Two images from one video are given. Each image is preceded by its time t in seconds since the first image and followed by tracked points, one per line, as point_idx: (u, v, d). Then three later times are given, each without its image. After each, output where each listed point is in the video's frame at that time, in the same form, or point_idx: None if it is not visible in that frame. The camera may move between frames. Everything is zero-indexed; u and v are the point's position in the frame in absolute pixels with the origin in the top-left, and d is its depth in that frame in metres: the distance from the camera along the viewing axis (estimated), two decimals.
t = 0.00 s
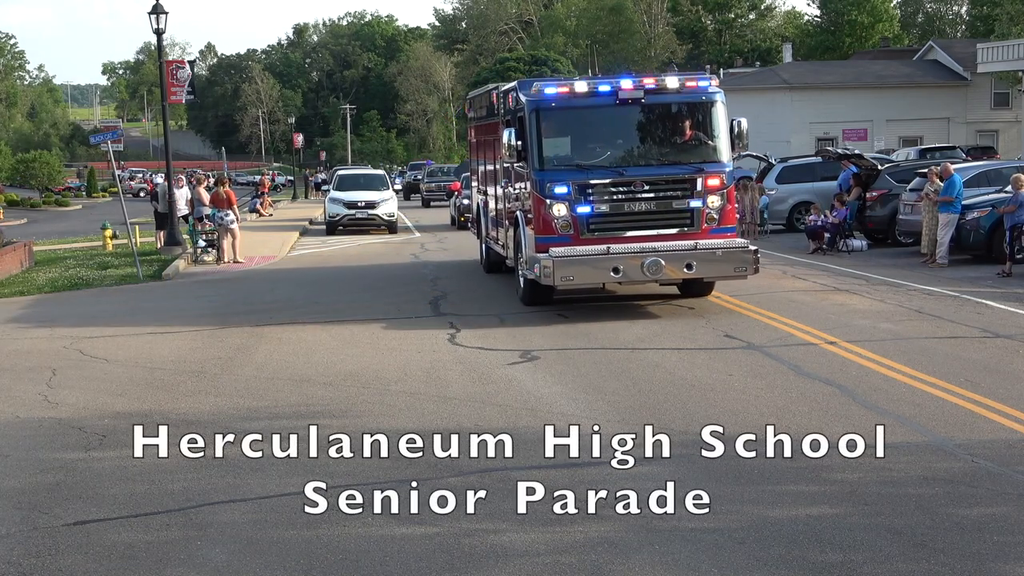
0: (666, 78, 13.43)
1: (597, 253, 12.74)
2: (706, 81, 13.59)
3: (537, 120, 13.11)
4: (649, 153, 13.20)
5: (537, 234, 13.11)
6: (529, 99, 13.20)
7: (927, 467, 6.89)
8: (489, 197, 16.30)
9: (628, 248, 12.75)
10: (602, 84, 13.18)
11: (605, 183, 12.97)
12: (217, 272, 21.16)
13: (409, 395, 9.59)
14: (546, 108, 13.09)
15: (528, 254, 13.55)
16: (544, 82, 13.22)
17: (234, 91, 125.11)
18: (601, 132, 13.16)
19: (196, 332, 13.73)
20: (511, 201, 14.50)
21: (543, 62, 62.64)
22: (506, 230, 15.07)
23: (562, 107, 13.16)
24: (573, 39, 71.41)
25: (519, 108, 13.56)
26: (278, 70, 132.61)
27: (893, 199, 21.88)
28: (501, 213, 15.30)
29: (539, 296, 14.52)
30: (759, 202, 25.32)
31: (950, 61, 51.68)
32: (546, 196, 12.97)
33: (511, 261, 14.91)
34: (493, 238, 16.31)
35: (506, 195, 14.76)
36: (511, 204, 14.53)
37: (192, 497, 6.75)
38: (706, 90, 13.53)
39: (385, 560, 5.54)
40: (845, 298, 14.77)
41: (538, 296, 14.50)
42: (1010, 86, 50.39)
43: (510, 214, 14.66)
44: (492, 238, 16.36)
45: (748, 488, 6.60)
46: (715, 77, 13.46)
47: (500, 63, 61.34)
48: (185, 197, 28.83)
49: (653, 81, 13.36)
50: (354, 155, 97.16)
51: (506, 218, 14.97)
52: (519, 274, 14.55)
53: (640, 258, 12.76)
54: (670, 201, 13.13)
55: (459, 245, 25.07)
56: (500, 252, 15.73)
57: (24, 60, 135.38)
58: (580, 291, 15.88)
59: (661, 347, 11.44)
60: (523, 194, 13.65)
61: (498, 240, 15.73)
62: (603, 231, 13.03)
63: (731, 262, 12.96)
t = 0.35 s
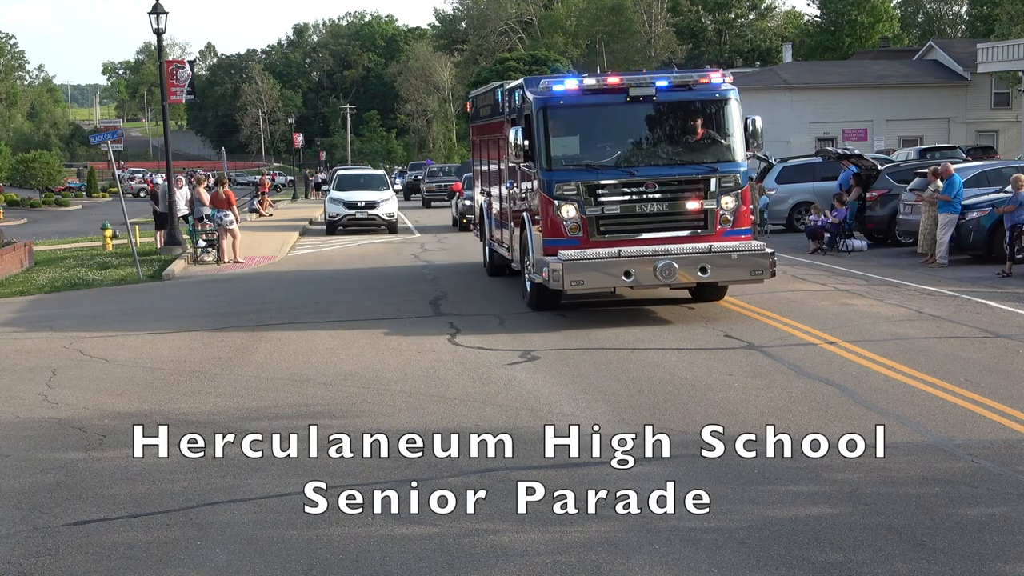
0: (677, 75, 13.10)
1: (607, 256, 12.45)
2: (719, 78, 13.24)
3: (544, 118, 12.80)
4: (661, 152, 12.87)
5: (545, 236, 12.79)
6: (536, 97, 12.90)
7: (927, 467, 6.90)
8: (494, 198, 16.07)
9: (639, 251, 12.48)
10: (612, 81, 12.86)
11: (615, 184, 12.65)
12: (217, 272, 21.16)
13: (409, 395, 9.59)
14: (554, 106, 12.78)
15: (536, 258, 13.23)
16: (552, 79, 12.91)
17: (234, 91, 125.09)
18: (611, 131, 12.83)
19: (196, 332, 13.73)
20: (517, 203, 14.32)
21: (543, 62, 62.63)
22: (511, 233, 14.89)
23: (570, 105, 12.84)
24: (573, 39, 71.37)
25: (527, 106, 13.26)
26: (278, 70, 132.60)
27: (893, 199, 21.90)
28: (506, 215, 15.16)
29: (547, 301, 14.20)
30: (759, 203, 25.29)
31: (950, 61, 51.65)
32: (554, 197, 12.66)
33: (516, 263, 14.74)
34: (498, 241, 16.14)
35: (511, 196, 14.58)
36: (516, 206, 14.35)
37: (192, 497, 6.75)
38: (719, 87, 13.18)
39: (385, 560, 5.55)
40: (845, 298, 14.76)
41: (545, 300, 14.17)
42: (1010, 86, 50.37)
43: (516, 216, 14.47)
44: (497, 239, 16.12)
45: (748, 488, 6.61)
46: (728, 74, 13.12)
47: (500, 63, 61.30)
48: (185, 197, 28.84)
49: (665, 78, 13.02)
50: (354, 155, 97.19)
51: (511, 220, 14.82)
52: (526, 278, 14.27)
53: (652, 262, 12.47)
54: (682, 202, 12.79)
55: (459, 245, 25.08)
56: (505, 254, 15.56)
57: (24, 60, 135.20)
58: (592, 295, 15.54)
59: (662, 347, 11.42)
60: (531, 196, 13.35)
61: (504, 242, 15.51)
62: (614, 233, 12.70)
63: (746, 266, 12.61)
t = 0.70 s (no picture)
0: (693, 72, 12.62)
1: (621, 259, 11.93)
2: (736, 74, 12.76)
3: (553, 116, 12.33)
4: (676, 152, 12.40)
5: (556, 239, 12.32)
6: (545, 93, 12.40)
7: (927, 467, 6.89)
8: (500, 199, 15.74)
9: (654, 255, 11.98)
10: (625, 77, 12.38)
11: (628, 184, 12.17)
12: (217, 272, 21.16)
13: (410, 395, 9.58)
14: (564, 103, 12.30)
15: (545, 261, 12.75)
16: (562, 75, 12.42)
17: (234, 91, 125.11)
18: (624, 130, 12.36)
19: (195, 332, 13.72)
20: (523, 203, 14.00)
21: (542, 62, 62.66)
22: (517, 234, 14.60)
23: (581, 103, 12.37)
24: (573, 39, 71.37)
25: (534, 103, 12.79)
26: (278, 70, 132.63)
27: (893, 199, 21.90)
28: (512, 216, 14.90)
29: (555, 306, 13.69)
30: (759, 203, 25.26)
31: (950, 61, 51.65)
32: (565, 198, 12.19)
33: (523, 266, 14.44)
34: (503, 244, 15.85)
35: (517, 197, 14.28)
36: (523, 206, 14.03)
37: (192, 497, 6.75)
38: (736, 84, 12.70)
39: (385, 560, 5.54)
40: (845, 298, 14.74)
41: (553, 306, 13.67)
42: (1010, 86, 50.33)
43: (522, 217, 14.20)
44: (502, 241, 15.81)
45: (748, 488, 6.60)
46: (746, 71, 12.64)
47: (500, 62, 61.34)
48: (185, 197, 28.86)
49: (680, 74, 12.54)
50: (355, 155, 97.28)
51: (517, 221, 14.56)
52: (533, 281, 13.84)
53: (666, 265, 11.95)
54: (698, 203, 12.33)
55: (458, 245, 25.09)
56: (511, 257, 15.31)
57: (24, 60, 135.26)
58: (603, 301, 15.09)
59: (663, 348, 11.41)
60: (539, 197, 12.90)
61: (510, 244, 15.20)
62: (626, 235, 12.23)
63: (765, 270, 12.12)
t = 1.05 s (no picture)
0: (706, 69, 12.27)
1: (635, 262, 11.44)
2: (749, 72, 12.40)
3: (562, 115, 11.92)
4: (690, 152, 12.01)
5: (565, 243, 11.92)
6: (554, 91, 12.00)
7: (927, 467, 6.89)
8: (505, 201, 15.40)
9: (669, 258, 11.48)
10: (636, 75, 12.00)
11: (641, 185, 11.77)
12: (218, 273, 21.17)
13: (410, 395, 9.59)
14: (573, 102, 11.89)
15: (553, 266, 12.35)
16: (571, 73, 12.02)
17: (234, 91, 125.14)
18: (636, 129, 11.97)
19: (196, 332, 13.73)
20: (529, 204, 13.68)
21: (542, 62, 62.67)
22: (523, 236, 14.29)
23: (592, 101, 11.98)
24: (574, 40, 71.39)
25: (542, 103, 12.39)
26: (278, 70, 132.67)
27: (893, 199, 21.91)
28: (517, 217, 14.61)
29: (565, 313, 13.26)
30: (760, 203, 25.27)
31: (950, 61, 51.62)
32: (575, 199, 11.78)
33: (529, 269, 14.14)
34: (508, 246, 15.55)
35: (523, 198, 13.97)
36: (529, 207, 13.72)
37: (192, 497, 6.75)
38: (750, 83, 12.33)
39: (385, 560, 5.54)
40: (846, 298, 14.74)
41: (562, 312, 13.22)
42: (1010, 86, 50.29)
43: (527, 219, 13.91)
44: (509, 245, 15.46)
45: (749, 488, 6.60)
46: (762, 69, 12.30)
47: (500, 63, 61.30)
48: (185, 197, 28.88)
49: (692, 72, 12.17)
50: (355, 155, 97.34)
51: (523, 223, 14.26)
52: (539, 285, 13.48)
53: (682, 270, 11.45)
54: (712, 205, 11.94)
55: (458, 245, 25.11)
56: (517, 261, 14.97)
57: (24, 60, 135.29)
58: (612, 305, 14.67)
59: (664, 349, 11.38)
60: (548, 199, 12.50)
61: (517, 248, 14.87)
62: (638, 238, 11.84)
63: (784, 275, 11.66)
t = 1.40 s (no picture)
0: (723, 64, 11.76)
1: (648, 267, 10.94)
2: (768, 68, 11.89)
3: (573, 112, 11.39)
4: (706, 152, 11.50)
5: (576, 246, 11.34)
6: (564, 88, 11.48)
7: (927, 467, 6.89)
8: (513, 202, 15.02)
9: (685, 262, 10.97)
10: (650, 71, 11.51)
11: (656, 186, 11.23)
12: (218, 273, 21.17)
13: (410, 395, 9.59)
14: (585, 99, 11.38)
15: (564, 270, 11.79)
16: (582, 68, 11.51)
17: (234, 91, 125.26)
18: (650, 127, 11.46)
19: (196, 332, 13.73)
20: (538, 206, 13.26)
21: (541, 62, 62.68)
22: (532, 238, 13.90)
23: (604, 98, 11.47)
24: (574, 39, 71.31)
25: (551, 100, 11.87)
26: (278, 70, 132.71)
27: (893, 199, 21.92)
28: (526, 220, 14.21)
29: (574, 317, 12.78)
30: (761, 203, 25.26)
31: (950, 61, 51.63)
32: (586, 201, 11.23)
33: (538, 273, 13.73)
34: (515, 249, 15.15)
35: (531, 199, 13.58)
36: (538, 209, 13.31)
37: (192, 497, 6.75)
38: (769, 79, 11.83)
39: (385, 560, 5.54)
40: (846, 298, 14.73)
41: (572, 316, 12.74)
42: (1010, 86, 50.27)
43: (536, 220, 13.49)
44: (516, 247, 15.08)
45: (748, 488, 6.60)
46: (781, 64, 11.78)
47: (501, 63, 61.32)
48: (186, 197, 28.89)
49: (709, 68, 11.68)
50: (355, 156, 97.45)
51: (532, 225, 13.87)
52: (548, 289, 13.01)
53: (699, 275, 10.94)
54: (731, 207, 11.38)
55: (458, 245, 25.12)
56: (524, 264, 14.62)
57: (24, 61, 135.34)
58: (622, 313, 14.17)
59: (664, 350, 11.36)
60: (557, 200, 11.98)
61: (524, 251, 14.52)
62: (653, 241, 11.25)
63: (806, 279, 11.12)
